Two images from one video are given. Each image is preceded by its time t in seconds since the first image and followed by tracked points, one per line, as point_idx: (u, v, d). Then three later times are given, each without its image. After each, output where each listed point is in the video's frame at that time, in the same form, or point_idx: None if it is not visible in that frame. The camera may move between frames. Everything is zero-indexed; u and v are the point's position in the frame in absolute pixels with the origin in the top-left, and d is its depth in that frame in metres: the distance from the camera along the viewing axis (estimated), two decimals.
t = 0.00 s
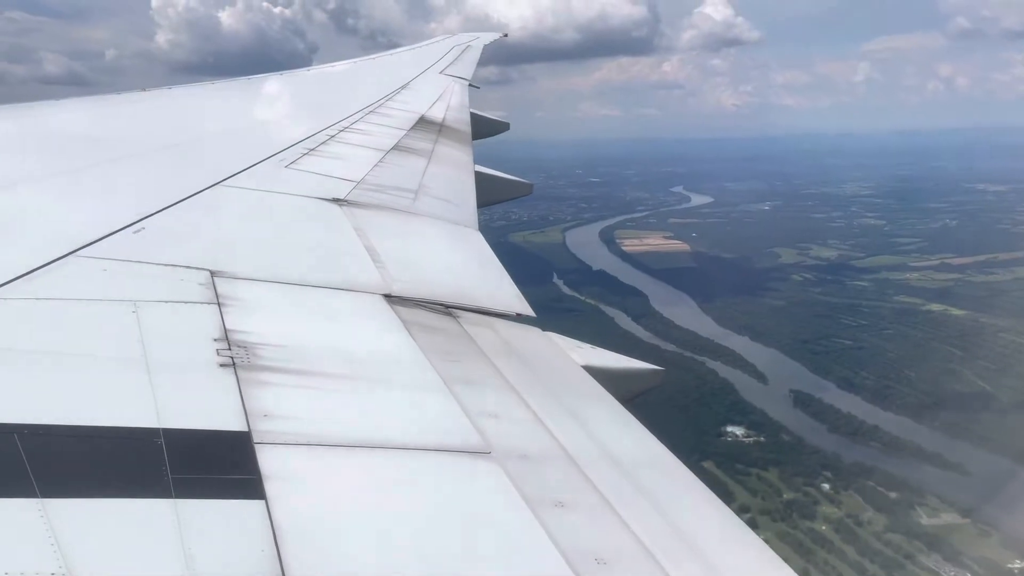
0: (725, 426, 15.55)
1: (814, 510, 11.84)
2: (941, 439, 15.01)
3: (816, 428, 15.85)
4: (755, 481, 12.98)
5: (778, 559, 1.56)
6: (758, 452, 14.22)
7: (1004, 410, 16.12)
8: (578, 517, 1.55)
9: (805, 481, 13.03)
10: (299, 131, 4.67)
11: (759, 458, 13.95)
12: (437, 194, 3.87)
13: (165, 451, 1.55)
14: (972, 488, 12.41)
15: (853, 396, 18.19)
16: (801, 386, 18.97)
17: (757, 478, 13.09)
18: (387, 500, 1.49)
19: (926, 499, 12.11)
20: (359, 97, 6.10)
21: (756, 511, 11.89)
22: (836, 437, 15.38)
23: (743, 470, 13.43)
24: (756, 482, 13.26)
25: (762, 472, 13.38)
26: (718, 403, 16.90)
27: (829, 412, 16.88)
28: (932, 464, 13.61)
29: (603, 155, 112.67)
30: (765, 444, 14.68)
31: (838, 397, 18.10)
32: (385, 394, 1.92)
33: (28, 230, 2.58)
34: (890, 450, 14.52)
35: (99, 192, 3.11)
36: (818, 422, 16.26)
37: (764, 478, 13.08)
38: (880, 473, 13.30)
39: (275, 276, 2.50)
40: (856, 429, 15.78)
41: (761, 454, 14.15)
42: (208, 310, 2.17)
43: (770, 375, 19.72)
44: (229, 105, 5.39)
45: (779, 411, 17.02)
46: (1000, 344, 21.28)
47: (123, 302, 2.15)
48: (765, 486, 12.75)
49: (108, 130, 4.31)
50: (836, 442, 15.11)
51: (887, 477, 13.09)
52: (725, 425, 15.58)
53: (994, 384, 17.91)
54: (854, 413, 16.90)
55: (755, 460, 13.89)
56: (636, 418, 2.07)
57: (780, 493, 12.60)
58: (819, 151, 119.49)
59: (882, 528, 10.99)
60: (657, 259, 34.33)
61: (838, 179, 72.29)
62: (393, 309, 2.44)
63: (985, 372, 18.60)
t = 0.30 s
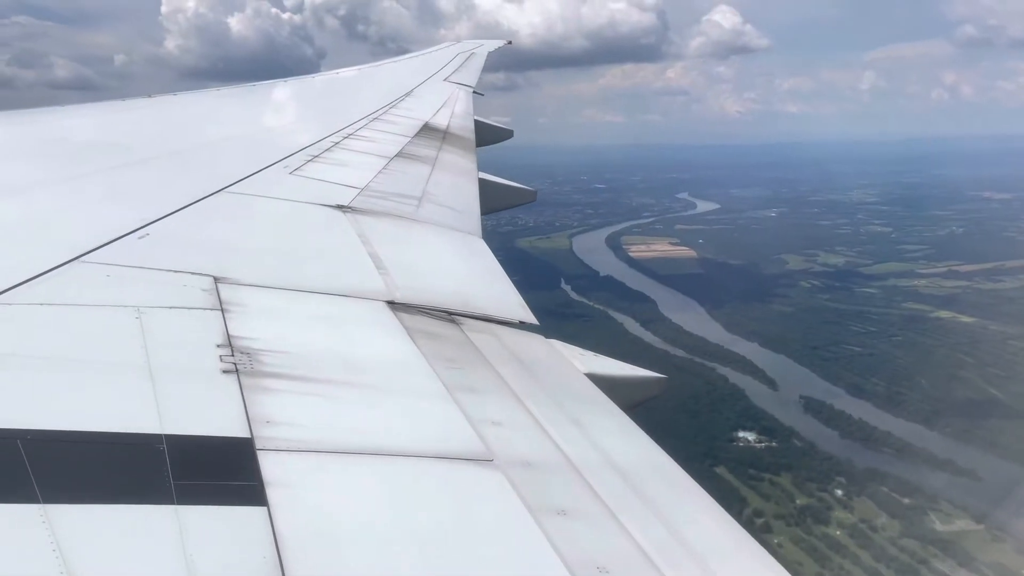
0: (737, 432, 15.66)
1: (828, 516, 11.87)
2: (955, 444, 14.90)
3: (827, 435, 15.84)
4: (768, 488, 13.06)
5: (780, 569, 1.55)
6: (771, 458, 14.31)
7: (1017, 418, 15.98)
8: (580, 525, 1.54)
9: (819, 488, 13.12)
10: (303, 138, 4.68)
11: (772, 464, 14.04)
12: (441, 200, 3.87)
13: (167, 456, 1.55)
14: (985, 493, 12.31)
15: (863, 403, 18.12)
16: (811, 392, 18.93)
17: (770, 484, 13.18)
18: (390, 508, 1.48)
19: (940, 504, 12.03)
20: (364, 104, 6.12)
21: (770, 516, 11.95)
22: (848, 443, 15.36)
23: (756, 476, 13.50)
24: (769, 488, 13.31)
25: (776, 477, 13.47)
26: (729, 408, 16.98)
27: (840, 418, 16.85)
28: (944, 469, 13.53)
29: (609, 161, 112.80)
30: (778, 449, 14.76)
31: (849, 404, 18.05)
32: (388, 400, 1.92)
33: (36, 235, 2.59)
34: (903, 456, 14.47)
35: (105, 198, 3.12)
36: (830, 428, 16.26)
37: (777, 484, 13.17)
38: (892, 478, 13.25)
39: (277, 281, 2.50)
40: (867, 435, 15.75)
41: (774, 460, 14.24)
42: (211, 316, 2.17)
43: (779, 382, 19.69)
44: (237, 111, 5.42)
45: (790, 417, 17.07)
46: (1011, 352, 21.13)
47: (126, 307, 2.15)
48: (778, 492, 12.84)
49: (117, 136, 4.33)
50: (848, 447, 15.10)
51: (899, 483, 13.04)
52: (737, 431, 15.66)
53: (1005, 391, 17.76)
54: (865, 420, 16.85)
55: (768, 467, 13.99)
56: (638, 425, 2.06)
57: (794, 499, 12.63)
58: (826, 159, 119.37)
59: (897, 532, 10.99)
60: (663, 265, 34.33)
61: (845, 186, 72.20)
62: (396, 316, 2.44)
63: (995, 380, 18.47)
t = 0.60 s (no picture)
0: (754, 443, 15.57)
1: (847, 526, 11.74)
2: (975, 458, 14.66)
3: (844, 445, 15.69)
4: (787, 497, 12.92)
5: None
6: (789, 468, 14.21)
7: None
8: (588, 539, 1.53)
9: (837, 497, 12.98)
10: (314, 152, 4.72)
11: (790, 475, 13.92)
12: (450, 215, 3.89)
13: (177, 468, 1.56)
14: (1006, 506, 12.11)
15: (880, 414, 17.94)
16: (827, 404, 18.78)
17: (789, 493, 13.04)
18: (398, 520, 1.48)
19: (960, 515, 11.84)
20: (374, 119, 6.17)
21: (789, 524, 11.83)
22: (866, 454, 15.21)
23: (774, 484, 13.40)
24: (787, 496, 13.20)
25: (793, 487, 13.35)
26: (745, 419, 16.89)
27: (857, 428, 16.69)
28: (962, 481, 13.32)
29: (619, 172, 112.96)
30: (795, 460, 14.66)
31: (865, 415, 17.89)
32: (396, 414, 1.93)
33: (51, 248, 2.62)
34: (922, 467, 14.29)
35: (118, 212, 3.16)
36: (847, 438, 16.10)
37: (795, 493, 13.04)
38: (911, 490, 13.07)
39: (286, 294, 2.52)
40: (885, 446, 15.57)
41: (792, 470, 14.13)
42: (222, 329, 2.19)
43: (795, 393, 19.57)
44: (250, 126, 5.48)
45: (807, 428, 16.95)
46: None
47: (138, 319, 2.17)
48: (797, 501, 12.70)
49: (131, 150, 4.38)
50: (866, 458, 14.96)
51: (919, 494, 12.86)
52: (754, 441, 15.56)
53: None
54: (882, 430, 16.67)
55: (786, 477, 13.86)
56: (647, 439, 2.05)
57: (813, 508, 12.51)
58: (837, 170, 119.02)
59: (918, 544, 10.84)
60: (673, 276, 34.26)
61: (857, 196, 71.99)
62: (404, 329, 2.45)
63: (1013, 392, 18.24)
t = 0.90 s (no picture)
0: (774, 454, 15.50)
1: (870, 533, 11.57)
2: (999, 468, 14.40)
3: (865, 456, 15.51)
4: (808, 506, 12.82)
5: None
6: (810, 479, 14.13)
7: None
8: (597, 555, 1.53)
9: (859, 506, 12.85)
10: (326, 169, 4.77)
11: (811, 485, 13.83)
12: (461, 230, 3.91)
13: (192, 482, 1.57)
14: None
15: (901, 424, 17.69)
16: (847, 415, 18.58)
17: (810, 503, 12.93)
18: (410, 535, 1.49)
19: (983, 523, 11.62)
20: (386, 136, 6.23)
21: (810, 534, 11.69)
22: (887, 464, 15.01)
23: (795, 495, 13.29)
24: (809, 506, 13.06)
25: (814, 497, 13.26)
26: (764, 431, 16.79)
27: (878, 439, 16.49)
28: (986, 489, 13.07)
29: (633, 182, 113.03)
30: (816, 472, 14.59)
31: (886, 425, 17.67)
32: (408, 430, 1.93)
33: (68, 264, 2.66)
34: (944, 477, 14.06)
35: (132, 228, 3.19)
36: (867, 448, 15.91)
37: (816, 503, 12.94)
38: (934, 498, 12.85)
39: (298, 309, 2.54)
40: (907, 456, 15.34)
41: (813, 481, 14.05)
42: (235, 343, 2.21)
43: (814, 404, 19.42)
44: (265, 143, 5.55)
45: (828, 440, 16.82)
46: None
47: (153, 334, 2.20)
48: (818, 510, 12.59)
49: (147, 168, 4.44)
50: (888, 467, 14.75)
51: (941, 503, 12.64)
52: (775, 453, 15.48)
53: None
54: (904, 440, 16.45)
55: (807, 488, 13.78)
56: (658, 456, 2.04)
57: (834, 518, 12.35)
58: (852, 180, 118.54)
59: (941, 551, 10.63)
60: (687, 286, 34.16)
61: (872, 207, 71.63)
62: (416, 344, 2.46)
63: None
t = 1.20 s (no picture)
0: (789, 453, 15.43)
1: (887, 534, 11.48)
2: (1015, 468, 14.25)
3: (879, 455, 15.39)
4: (823, 505, 12.69)
5: None
6: (826, 477, 14.01)
7: None
8: (604, 561, 1.51)
9: (875, 505, 12.73)
10: (334, 172, 4.77)
11: (827, 483, 13.69)
12: (468, 234, 3.91)
13: (198, 485, 1.57)
14: None
15: (914, 424, 17.56)
16: (861, 413, 18.45)
17: (825, 501, 12.81)
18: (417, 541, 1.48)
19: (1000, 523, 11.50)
20: (394, 139, 6.24)
21: (827, 533, 11.62)
22: (902, 463, 14.90)
23: (811, 494, 13.21)
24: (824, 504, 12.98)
25: (830, 494, 13.15)
26: (778, 431, 16.71)
27: (893, 437, 16.35)
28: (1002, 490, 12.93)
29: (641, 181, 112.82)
30: (831, 468, 14.46)
31: (900, 424, 17.53)
32: (413, 433, 1.93)
33: (79, 267, 2.68)
34: (960, 476, 13.93)
35: (141, 231, 3.20)
36: (882, 447, 15.78)
37: (832, 501, 12.82)
38: (950, 498, 12.73)
39: (305, 312, 2.54)
40: (923, 455, 15.20)
41: (828, 478, 13.95)
42: (242, 346, 2.21)
43: (827, 402, 19.29)
44: (273, 146, 5.56)
45: (841, 437, 16.69)
46: None
47: (160, 337, 2.20)
48: (834, 508, 12.50)
49: (157, 171, 4.46)
50: (903, 466, 14.64)
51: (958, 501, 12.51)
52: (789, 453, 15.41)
53: None
54: (919, 439, 16.32)
55: (823, 485, 13.68)
56: (667, 461, 2.03)
57: (850, 516, 12.27)
58: (861, 180, 117.89)
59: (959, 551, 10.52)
60: (696, 285, 34.05)
61: (883, 206, 71.24)
62: (423, 347, 2.46)
63: None
